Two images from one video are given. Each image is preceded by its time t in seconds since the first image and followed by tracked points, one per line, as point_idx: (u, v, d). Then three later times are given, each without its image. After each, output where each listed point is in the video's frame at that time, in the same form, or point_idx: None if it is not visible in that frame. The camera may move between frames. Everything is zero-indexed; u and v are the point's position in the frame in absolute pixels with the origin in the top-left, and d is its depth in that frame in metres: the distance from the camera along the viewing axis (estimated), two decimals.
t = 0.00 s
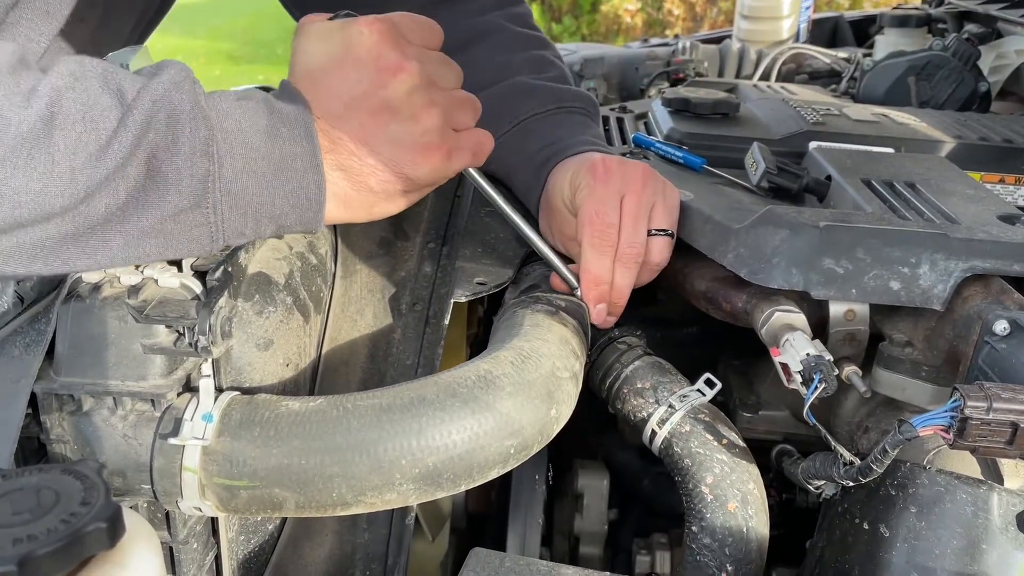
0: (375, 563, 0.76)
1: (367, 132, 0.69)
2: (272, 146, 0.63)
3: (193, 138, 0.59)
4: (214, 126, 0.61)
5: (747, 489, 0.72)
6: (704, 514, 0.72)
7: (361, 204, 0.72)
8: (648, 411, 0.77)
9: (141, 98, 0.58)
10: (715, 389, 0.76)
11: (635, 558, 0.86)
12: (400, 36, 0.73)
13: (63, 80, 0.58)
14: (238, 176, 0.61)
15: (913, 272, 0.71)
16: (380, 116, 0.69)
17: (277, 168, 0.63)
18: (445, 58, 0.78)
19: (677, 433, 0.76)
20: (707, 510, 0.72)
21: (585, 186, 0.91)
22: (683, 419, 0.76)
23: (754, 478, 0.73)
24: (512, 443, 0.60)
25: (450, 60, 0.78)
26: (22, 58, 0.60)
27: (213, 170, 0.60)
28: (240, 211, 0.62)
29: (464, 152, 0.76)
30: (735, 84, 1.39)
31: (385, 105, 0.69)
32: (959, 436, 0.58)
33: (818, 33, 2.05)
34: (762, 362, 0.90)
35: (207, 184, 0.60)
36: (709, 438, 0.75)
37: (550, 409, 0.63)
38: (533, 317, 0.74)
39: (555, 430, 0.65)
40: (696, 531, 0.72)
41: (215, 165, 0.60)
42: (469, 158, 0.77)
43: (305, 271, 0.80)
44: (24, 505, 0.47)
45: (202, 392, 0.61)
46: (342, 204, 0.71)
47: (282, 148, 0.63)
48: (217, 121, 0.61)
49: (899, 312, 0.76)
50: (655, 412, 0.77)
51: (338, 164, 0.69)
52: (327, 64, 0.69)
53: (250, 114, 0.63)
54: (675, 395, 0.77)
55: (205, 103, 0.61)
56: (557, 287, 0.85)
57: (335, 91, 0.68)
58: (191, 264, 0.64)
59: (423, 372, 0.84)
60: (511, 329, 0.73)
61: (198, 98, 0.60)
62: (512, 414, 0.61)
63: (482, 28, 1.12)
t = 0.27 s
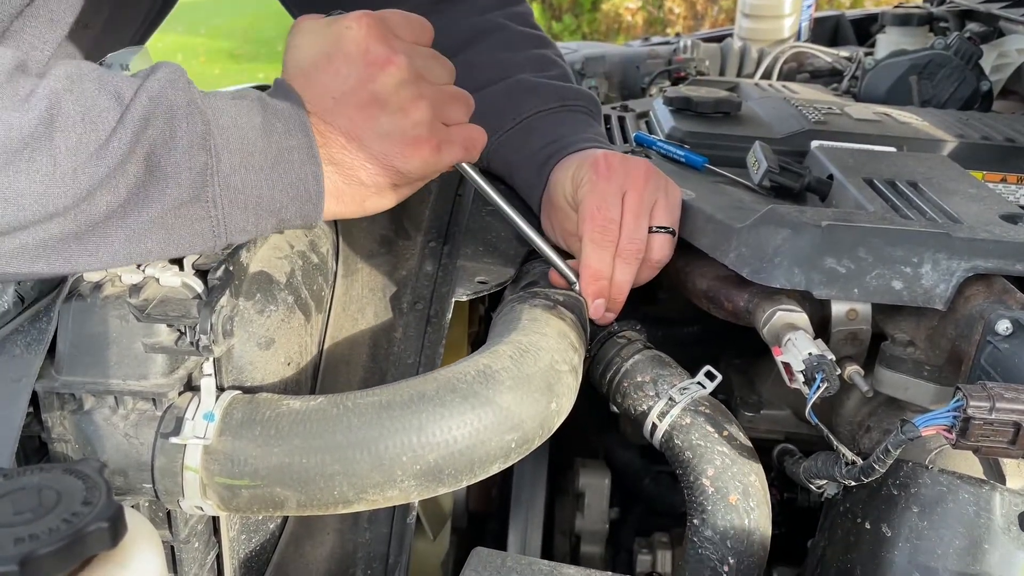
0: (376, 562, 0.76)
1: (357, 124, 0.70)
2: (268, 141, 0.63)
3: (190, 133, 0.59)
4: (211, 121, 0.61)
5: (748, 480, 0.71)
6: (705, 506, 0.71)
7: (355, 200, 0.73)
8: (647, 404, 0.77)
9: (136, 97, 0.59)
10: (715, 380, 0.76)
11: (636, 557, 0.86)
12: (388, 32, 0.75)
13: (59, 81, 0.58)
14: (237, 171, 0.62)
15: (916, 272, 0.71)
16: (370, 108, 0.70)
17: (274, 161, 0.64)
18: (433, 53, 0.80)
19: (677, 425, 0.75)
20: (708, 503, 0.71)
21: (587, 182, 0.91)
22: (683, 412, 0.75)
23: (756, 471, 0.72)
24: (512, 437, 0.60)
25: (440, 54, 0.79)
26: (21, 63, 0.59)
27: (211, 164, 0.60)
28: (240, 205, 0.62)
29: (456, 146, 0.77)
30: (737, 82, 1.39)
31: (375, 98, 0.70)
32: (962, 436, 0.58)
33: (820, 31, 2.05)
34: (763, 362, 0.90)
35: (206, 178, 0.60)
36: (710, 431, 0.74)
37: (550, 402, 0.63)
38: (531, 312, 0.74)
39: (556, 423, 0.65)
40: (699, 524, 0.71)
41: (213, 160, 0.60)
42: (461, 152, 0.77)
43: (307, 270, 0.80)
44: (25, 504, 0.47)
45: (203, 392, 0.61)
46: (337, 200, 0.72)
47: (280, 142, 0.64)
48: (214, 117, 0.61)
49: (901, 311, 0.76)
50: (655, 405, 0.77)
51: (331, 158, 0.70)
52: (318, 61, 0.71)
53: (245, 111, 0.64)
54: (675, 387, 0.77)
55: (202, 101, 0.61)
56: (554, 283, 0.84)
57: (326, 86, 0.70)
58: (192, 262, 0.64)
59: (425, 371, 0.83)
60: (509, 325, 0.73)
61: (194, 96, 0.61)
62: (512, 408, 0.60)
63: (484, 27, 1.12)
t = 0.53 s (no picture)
0: (376, 561, 0.76)
1: (351, 120, 0.69)
2: (263, 141, 0.64)
3: (184, 131, 0.60)
4: (206, 121, 0.61)
5: (748, 474, 0.71)
6: (705, 499, 0.71)
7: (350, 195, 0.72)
8: (647, 398, 0.77)
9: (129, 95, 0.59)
10: (715, 373, 0.76)
11: (636, 556, 0.86)
12: (381, 28, 0.76)
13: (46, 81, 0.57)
14: (232, 167, 0.62)
15: (917, 272, 0.71)
16: (363, 103, 0.70)
17: (269, 158, 0.64)
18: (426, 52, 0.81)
19: (676, 419, 0.75)
20: (709, 497, 0.71)
21: (588, 178, 0.91)
22: (683, 406, 0.75)
23: (755, 464, 0.72)
24: (512, 433, 0.60)
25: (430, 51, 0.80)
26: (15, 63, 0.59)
27: (206, 162, 0.61)
28: (235, 202, 0.62)
29: (451, 142, 0.76)
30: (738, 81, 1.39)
31: (369, 93, 0.70)
32: (963, 435, 0.58)
33: (821, 30, 2.05)
34: (764, 361, 0.90)
35: (201, 175, 0.60)
36: (710, 424, 0.74)
37: (549, 397, 0.63)
38: (528, 309, 0.73)
39: (555, 418, 0.65)
40: (700, 518, 0.71)
41: (207, 157, 0.61)
42: (456, 148, 0.77)
43: (307, 269, 0.80)
44: (25, 503, 0.47)
45: (203, 391, 0.61)
46: (332, 196, 0.71)
47: (279, 140, 0.65)
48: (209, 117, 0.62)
49: (902, 311, 0.76)
50: (654, 399, 0.76)
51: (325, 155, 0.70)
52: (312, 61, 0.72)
53: (241, 109, 0.64)
54: (674, 382, 0.77)
55: (196, 102, 0.62)
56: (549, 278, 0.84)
57: (320, 83, 0.70)
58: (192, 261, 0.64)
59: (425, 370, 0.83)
60: (506, 321, 0.72)
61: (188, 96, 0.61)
62: (511, 404, 0.60)
63: (485, 26, 1.12)
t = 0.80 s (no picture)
0: (378, 559, 0.76)
1: (344, 113, 0.70)
2: (266, 130, 0.66)
3: (189, 118, 0.62)
4: (210, 111, 0.64)
5: (750, 471, 0.71)
6: (706, 497, 0.71)
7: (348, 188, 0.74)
8: (648, 397, 0.77)
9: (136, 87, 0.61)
10: (715, 371, 0.76)
11: (637, 555, 0.86)
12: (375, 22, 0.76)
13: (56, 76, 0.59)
14: (235, 153, 0.63)
15: (918, 271, 0.71)
16: (356, 96, 0.71)
17: (272, 146, 0.66)
18: (418, 47, 0.81)
19: (677, 417, 0.75)
20: (709, 494, 0.71)
21: (589, 176, 0.91)
22: (683, 403, 0.75)
23: (757, 462, 0.72)
24: (513, 430, 0.60)
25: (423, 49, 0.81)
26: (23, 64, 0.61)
27: (210, 148, 0.62)
28: (240, 189, 0.64)
29: (442, 135, 0.76)
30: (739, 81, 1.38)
31: (361, 86, 0.71)
32: (964, 435, 0.58)
33: (823, 29, 2.05)
34: (766, 360, 0.90)
35: (205, 159, 0.62)
36: (711, 421, 0.74)
37: (550, 394, 0.63)
38: (528, 307, 0.73)
39: (556, 415, 0.65)
40: (700, 515, 0.71)
41: (212, 142, 0.62)
42: (447, 141, 0.76)
43: (308, 268, 0.80)
44: (27, 502, 0.47)
45: (205, 390, 0.61)
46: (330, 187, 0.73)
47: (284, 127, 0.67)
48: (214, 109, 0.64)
49: (904, 310, 0.76)
50: (654, 398, 0.76)
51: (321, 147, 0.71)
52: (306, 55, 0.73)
53: (242, 102, 0.66)
54: (675, 379, 0.77)
55: (200, 96, 0.64)
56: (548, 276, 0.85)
57: (313, 77, 0.71)
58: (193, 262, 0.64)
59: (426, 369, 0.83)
60: (507, 320, 0.72)
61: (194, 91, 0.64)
62: (512, 401, 0.60)
63: (487, 24, 1.12)
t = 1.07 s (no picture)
0: (379, 559, 0.76)
1: (352, 153, 0.61)
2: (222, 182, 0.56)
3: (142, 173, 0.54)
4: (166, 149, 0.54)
5: (753, 479, 0.71)
6: (709, 504, 0.71)
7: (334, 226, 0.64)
8: (651, 403, 0.77)
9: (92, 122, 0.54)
10: (719, 379, 0.76)
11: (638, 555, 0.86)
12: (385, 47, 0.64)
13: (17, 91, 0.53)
14: (194, 208, 0.56)
15: (919, 271, 0.70)
16: (369, 136, 0.61)
17: (231, 202, 0.56)
18: (433, 61, 0.69)
19: (680, 423, 0.75)
20: (712, 501, 0.71)
21: (590, 175, 0.91)
22: (687, 410, 0.75)
23: (759, 469, 0.72)
24: (516, 435, 0.60)
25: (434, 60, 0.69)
26: None
27: (168, 203, 0.55)
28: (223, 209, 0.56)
29: (452, 164, 0.71)
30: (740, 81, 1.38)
31: (375, 122, 0.61)
32: (966, 435, 0.58)
33: (824, 29, 2.04)
34: (767, 360, 0.90)
35: (163, 215, 0.55)
36: (714, 429, 0.74)
37: (554, 400, 0.63)
38: (534, 310, 0.73)
39: (559, 422, 0.64)
40: (701, 522, 0.71)
41: (170, 201, 0.55)
42: (457, 168, 0.71)
43: (309, 267, 0.80)
44: (28, 501, 0.47)
45: (207, 389, 0.61)
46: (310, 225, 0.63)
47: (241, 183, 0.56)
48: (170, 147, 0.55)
49: (905, 310, 0.76)
50: (657, 404, 0.76)
51: (316, 187, 0.61)
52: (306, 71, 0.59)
53: (200, 138, 0.55)
54: (679, 385, 0.77)
55: (158, 127, 0.54)
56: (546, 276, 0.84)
57: (317, 103, 0.59)
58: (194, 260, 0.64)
59: (427, 369, 0.83)
60: (511, 322, 0.72)
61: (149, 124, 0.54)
62: (515, 405, 0.60)
63: (488, 24, 1.12)
